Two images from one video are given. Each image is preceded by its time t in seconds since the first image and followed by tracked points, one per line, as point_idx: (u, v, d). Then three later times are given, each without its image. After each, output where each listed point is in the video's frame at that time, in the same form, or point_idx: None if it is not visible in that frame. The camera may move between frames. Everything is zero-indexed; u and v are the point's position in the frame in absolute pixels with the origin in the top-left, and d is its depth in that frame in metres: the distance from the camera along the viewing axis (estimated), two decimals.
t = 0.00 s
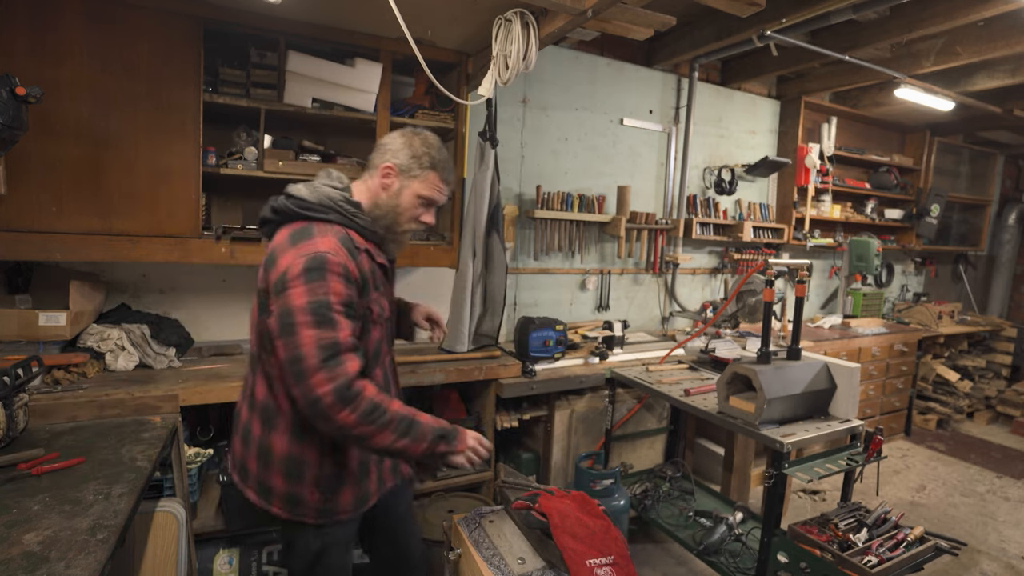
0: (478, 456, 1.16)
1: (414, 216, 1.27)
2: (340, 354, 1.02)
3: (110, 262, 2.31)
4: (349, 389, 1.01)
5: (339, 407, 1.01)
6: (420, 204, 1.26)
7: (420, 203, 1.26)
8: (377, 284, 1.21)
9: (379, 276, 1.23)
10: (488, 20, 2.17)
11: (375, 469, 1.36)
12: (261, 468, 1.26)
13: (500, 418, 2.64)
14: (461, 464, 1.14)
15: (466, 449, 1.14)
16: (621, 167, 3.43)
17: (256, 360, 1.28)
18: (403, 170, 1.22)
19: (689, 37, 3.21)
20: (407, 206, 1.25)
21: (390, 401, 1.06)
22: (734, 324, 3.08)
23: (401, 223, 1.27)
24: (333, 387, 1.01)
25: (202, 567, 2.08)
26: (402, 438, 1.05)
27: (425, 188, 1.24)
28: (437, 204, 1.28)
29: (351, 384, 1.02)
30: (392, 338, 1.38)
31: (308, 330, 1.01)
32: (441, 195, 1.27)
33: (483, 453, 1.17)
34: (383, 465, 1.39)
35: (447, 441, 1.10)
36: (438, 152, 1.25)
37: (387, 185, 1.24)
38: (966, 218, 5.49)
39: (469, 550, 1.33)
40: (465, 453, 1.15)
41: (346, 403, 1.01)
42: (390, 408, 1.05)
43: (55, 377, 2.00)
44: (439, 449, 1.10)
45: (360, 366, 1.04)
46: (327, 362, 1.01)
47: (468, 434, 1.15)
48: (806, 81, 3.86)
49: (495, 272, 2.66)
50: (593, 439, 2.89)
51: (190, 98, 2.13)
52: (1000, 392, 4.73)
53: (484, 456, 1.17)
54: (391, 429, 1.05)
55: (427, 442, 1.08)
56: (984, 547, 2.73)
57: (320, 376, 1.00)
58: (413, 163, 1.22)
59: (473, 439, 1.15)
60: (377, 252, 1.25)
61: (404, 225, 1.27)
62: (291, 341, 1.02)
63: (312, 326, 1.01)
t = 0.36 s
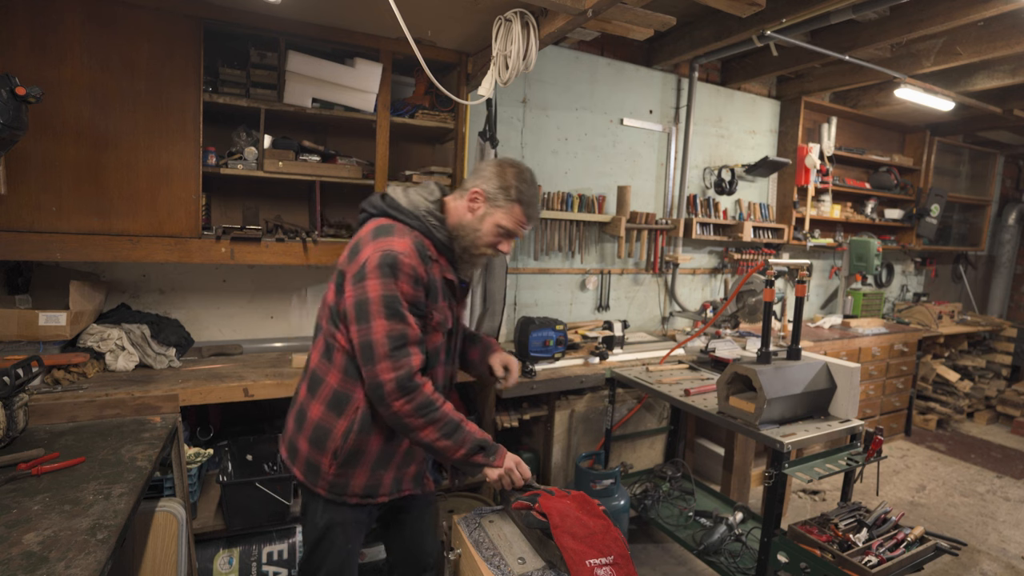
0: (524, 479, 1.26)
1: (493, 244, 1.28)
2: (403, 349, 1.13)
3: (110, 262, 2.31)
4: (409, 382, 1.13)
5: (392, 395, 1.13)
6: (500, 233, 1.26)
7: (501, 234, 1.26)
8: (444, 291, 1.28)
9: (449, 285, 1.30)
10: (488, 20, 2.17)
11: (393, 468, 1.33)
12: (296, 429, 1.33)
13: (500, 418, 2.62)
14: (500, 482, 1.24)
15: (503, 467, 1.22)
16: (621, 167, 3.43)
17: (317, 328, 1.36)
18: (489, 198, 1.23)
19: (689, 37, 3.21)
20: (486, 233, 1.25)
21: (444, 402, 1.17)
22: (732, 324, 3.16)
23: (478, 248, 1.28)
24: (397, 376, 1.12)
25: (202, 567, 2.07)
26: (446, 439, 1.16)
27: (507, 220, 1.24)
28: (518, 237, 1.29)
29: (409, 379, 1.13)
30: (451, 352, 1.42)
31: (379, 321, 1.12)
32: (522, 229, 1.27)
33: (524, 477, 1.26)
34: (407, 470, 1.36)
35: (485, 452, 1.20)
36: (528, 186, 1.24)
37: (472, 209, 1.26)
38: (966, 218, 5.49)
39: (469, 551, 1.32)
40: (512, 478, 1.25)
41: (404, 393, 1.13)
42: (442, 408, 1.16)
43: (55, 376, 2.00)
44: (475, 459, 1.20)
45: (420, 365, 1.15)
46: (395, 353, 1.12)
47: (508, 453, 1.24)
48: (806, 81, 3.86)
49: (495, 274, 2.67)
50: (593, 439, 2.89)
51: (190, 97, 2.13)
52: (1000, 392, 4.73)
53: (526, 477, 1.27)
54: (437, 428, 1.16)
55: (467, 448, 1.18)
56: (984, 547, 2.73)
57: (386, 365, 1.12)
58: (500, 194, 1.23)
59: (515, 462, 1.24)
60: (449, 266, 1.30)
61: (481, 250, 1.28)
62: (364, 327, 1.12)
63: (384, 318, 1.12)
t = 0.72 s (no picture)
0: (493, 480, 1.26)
1: (522, 255, 1.29)
2: (389, 337, 1.21)
3: (110, 262, 2.31)
4: (388, 370, 1.19)
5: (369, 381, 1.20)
6: (529, 245, 1.27)
7: (530, 247, 1.28)
8: (455, 295, 1.34)
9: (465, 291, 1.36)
10: (488, 20, 2.17)
11: (391, 461, 1.40)
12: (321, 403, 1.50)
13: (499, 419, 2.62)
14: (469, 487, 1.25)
15: (471, 477, 1.23)
16: (621, 167, 3.43)
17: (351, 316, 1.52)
18: (518, 210, 1.25)
19: (689, 37, 3.21)
20: (513, 245, 1.28)
21: (420, 397, 1.22)
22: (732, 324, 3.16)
23: (506, 258, 1.31)
24: (375, 361, 1.19)
25: (202, 567, 2.07)
26: (417, 433, 1.21)
27: (535, 233, 1.25)
28: (548, 250, 1.29)
29: (389, 368, 1.19)
30: (470, 366, 1.45)
31: (375, 305, 1.21)
32: (553, 243, 1.27)
33: (495, 479, 1.26)
34: (406, 469, 1.42)
35: (455, 459, 1.21)
36: (560, 201, 1.23)
37: (502, 219, 1.28)
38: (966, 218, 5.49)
39: (469, 550, 1.31)
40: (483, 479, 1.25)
41: (380, 380, 1.19)
42: (417, 402, 1.21)
43: (55, 377, 2.00)
44: (442, 464, 1.23)
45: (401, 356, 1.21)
46: (380, 338, 1.20)
47: (481, 461, 1.23)
48: (806, 81, 3.86)
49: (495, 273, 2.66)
50: (593, 439, 2.90)
51: (190, 98, 2.13)
52: (1001, 392, 4.73)
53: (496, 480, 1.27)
54: (410, 422, 1.21)
55: (435, 447, 1.21)
56: (984, 547, 2.72)
57: (369, 349, 1.20)
58: (531, 206, 1.23)
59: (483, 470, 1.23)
60: (470, 272, 1.35)
61: (509, 259, 1.31)
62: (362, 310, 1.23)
63: (378, 304, 1.21)
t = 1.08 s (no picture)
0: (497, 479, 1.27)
1: (516, 256, 1.29)
2: (390, 344, 1.25)
3: (110, 262, 2.31)
4: (390, 376, 1.25)
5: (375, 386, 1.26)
6: (523, 246, 1.26)
7: (524, 248, 1.27)
8: (454, 299, 1.34)
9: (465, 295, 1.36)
10: (488, 20, 2.17)
11: (398, 458, 1.41)
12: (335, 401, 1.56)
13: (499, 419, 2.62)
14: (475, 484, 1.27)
15: (478, 474, 1.25)
16: (621, 167, 3.43)
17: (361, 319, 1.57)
18: (511, 211, 1.24)
19: (689, 37, 3.21)
20: (507, 246, 1.27)
21: (424, 400, 1.26)
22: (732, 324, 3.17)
23: (501, 260, 1.30)
24: (378, 367, 1.24)
25: (202, 567, 2.07)
26: (422, 435, 1.26)
27: (528, 234, 1.24)
28: (542, 251, 1.28)
29: (392, 374, 1.24)
30: (476, 367, 1.45)
31: (374, 314, 1.26)
32: (546, 243, 1.26)
33: (500, 479, 1.27)
34: (413, 466, 1.43)
35: (461, 458, 1.24)
36: (552, 201, 1.22)
37: (496, 219, 1.28)
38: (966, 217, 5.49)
39: (469, 550, 1.31)
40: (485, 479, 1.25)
41: (383, 385, 1.25)
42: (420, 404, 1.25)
43: (56, 377, 2.00)
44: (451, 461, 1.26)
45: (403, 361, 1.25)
46: (380, 345, 1.25)
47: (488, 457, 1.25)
48: (806, 81, 3.86)
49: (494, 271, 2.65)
50: (593, 439, 2.90)
51: (189, 98, 2.13)
52: (1000, 392, 4.73)
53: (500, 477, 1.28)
54: (416, 424, 1.26)
55: (439, 448, 1.25)
56: (984, 547, 2.73)
57: (371, 356, 1.25)
58: (522, 207, 1.22)
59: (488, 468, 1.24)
60: (469, 276, 1.35)
61: (504, 261, 1.30)
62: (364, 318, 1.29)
63: (376, 313, 1.26)
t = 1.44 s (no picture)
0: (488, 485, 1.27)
1: (509, 255, 1.28)
2: (380, 350, 1.25)
3: (110, 262, 2.31)
4: (380, 383, 1.24)
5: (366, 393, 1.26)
6: (515, 243, 1.26)
7: (516, 246, 1.26)
8: (445, 303, 1.33)
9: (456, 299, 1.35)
10: (488, 20, 2.17)
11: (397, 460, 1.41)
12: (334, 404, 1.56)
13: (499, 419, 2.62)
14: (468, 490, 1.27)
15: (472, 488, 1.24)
16: (621, 167, 3.43)
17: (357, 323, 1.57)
18: (500, 210, 1.23)
19: (689, 37, 3.21)
20: (499, 245, 1.26)
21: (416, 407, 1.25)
22: (732, 324, 3.17)
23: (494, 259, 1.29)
24: (368, 374, 1.24)
25: (202, 567, 2.07)
26: (413, 443, 1.25)
27: (520, 231, 1.23)
28: (535, 247, 1.27)
29: (382, 380, 1.24)
30: (471, 370, 1.44)
31: (363, 320, 1.26)
32: (539, 239, 1.25)
33: (494, 487, 1.26)
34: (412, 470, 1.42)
35: (454, 469, 1.23)
36: (541, 197, 1.21)
37: (485, 219, 1.27)
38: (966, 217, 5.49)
39: (469, 550, 1.31)
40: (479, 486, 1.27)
41: (375, 391, 1.24)
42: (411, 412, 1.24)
43: (56, 377, 2.00)
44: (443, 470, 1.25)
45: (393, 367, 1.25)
46: (370, 351, 1.24)
47: (480, 469, 1.24)
48: (806, 81, 3.86)
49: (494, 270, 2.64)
50: (593, 439, 2.89)
51: (190, 98, 2.13)
52: (1000, 392, 4.72)
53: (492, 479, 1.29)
54: (408, 432, 1.25)
55: (432, 456, 1.24)
56: (984, 547, 2.73)
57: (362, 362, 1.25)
58: (513, 205, 1.21)
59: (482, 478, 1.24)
60: (460, 279, 1.33)
61: (497, 261, 1.29)
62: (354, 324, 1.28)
63: (366, 319, 1.25)
